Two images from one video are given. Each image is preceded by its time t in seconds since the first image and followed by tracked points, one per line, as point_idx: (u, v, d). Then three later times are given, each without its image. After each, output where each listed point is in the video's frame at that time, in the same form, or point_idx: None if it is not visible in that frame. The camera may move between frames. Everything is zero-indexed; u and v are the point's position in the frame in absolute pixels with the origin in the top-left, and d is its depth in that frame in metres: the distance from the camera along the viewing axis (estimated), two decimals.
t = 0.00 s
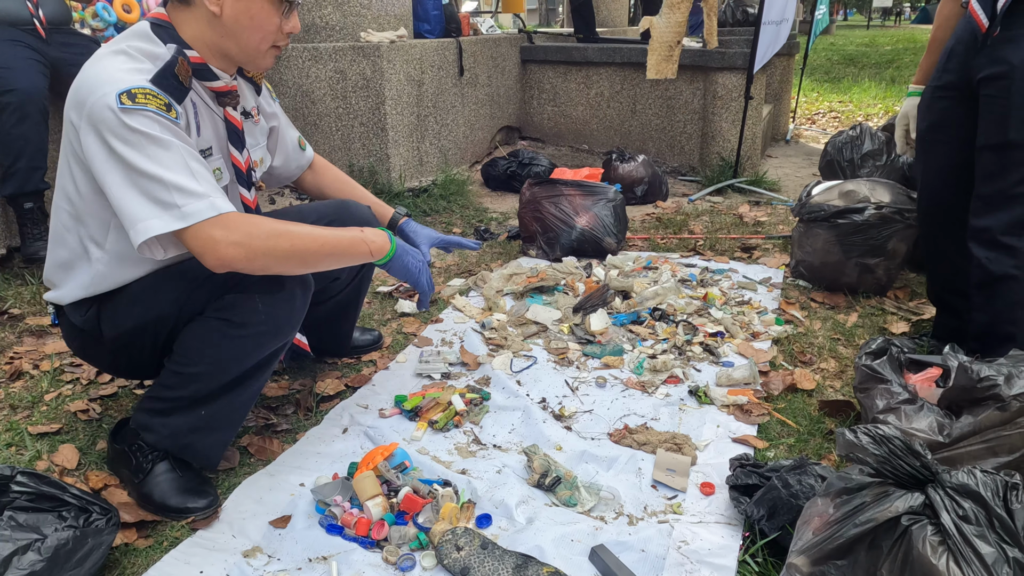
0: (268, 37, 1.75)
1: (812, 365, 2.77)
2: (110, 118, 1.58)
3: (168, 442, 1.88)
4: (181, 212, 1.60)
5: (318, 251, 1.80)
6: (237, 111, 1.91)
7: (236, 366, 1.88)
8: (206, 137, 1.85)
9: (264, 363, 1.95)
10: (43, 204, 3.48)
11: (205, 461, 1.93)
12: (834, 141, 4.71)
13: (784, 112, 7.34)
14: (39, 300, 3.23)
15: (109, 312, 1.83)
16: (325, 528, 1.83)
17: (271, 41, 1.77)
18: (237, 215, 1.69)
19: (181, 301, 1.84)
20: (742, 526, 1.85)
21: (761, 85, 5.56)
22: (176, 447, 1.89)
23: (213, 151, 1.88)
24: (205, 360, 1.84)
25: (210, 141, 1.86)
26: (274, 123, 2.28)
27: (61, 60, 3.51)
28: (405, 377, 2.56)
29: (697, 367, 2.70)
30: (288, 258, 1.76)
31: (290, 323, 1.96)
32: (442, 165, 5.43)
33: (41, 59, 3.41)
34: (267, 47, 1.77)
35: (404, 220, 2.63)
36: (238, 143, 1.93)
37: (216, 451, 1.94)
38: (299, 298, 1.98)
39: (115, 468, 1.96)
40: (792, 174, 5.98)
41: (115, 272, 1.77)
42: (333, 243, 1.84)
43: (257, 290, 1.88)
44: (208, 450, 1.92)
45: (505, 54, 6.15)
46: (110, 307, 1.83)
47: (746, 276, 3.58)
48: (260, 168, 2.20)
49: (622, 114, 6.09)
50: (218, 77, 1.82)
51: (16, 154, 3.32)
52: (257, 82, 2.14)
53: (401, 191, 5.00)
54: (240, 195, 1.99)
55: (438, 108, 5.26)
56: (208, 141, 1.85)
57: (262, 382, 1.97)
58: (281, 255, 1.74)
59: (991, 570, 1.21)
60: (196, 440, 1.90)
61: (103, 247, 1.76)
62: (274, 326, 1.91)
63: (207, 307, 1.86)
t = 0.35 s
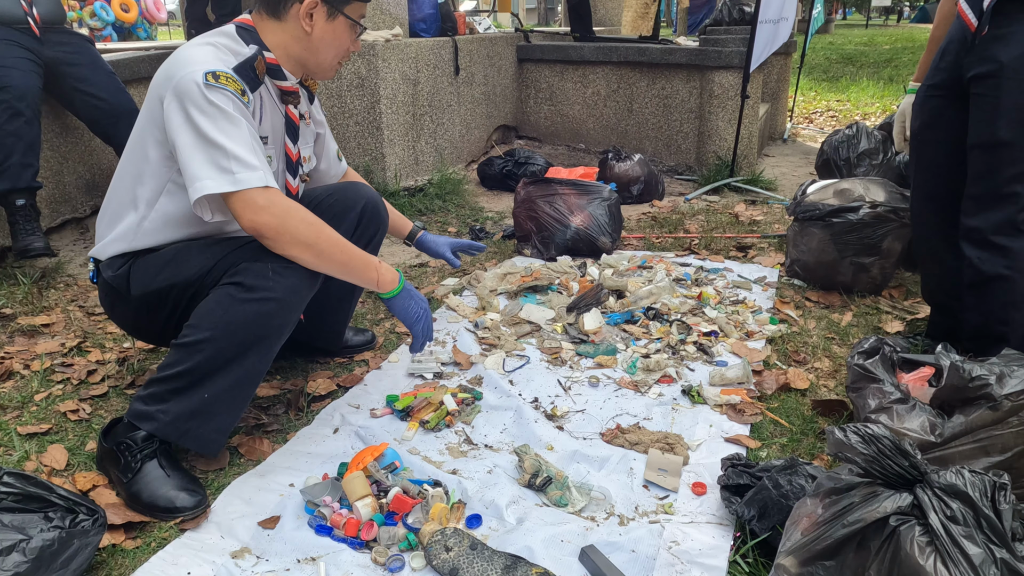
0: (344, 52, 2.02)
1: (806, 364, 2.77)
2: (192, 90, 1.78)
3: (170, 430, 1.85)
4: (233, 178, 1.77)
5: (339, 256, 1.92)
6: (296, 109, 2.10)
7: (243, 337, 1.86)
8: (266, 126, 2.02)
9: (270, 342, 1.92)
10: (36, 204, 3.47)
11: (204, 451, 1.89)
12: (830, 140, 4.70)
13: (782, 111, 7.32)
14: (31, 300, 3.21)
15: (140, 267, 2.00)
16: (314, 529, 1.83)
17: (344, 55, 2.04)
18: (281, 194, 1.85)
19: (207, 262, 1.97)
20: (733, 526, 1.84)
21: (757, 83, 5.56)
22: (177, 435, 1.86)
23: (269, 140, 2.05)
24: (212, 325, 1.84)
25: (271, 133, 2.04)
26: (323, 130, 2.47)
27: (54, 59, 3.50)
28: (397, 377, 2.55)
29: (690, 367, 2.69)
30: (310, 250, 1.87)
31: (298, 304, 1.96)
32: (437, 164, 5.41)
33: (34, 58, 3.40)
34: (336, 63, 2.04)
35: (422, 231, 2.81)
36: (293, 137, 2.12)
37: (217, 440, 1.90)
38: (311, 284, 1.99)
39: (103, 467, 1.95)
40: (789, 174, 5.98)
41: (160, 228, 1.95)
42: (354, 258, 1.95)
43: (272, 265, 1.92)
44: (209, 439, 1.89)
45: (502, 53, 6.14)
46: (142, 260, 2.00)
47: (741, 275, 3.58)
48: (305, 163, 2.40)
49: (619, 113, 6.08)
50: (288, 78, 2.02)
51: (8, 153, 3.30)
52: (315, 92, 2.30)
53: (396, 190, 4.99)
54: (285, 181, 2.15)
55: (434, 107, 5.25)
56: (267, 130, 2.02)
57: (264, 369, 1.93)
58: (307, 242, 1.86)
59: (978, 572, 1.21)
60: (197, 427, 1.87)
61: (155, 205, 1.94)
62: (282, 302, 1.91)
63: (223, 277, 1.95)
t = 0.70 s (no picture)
0: (378, 60, 2.10)
1: (800, 362, 2.75)
2: (229, 68, 1.87)
3: (158, 422, 1.82)
4: (251, 152, 1.83)
5: (333, 246, 1.94)
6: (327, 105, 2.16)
7: (234, 322, 1.84)
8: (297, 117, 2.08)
9: (258, 329, 1.88)
10: (27, 201, 3.44)
11: (192, 444, 1.85)
12: (827, 138, 4.69)
13: (779, 109, 7.31)
14: (21, 298, 3.19)
15: (148, 232, 2.05)
16: (301, 528, 1.81)
17: (377, 63, 2.12)
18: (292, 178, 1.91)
19: (205, 239, 2.00)
20: (725, 525, 1.82)
21: (754, 81, 5.54)
22: (165, 428, 1.82)
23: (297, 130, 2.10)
24: (202, 307, 1.82)
25: (301, 123, 2.10)
26: (352, 133, 2.53)
27: (45, 56, 3.47)
28: (389, 374, 2.53)
29: (684, 365, 2.67)
30: (307, 233, 1.90)
31: (289, 294, 1.94)
32: (433, 162, 5.39)
33: (25, 55, 3.38)
34: (371, 68, 2.12)
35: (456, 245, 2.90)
36: (320, 130, 2.19)
37: (205, 433, 1.86)
38: (303, 276, 1.97)
39: (89, 466, 1.92)
40: (785, 172, 5.96)
41: (177, 195, 2.02)
42: (346, 253, 1.96)
43: (267, 251, 1.92)
44: (197, 431, 1.85)
45: (498, 50, 6.12)
46: (150, 229, 2.05)
47: (736, 273, 3.56)
48: (328, 161, 2.46)
49: (615, 111, 6.06)
50: (323, 75, 2.09)
51: None
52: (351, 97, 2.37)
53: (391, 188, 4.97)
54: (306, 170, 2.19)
55: (429, 104, 5.23)
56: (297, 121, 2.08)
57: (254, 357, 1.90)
58: (304, 224, 1.89)
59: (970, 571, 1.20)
60: (186, 419, 1.84)
61: (176, 173, 2.02)
62: (272, 289, 1.89)
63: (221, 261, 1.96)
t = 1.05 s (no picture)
0: (387, 66, 2.09)
1: (798, 362, 2.73)
2: (234, 63, 1.86)
3: (146, 422, 1.78)
4: (247, 148, 1.80)
5: (324, 246, 1.91)
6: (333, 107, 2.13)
7: (223, 320, 1.80)
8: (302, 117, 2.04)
9: (248, 328, 1.85)
10: (20, 199, 3.42)
11: (181, 443, 1.82)
12: (826, 137, 4.67)
13: (778, 108, 7.29)
14: (13, 298, 3.16)
15: (144, 223, 2.03)
16: (292, 531, 1.79)
17: (386, 69, 2.10)
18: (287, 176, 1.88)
19: (198, 234, 1.98)
20: (721, 528, 1.80)
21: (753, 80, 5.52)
22: (153, 428, 1.78)
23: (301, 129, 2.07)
24: (191, 304, 1.79)
25: (304, 123, 2.06)
26: (359, 137, 2.51)
27: (39, 54, 3.44)
28: (383, 375, 2.51)
29: (681, 365, 2.65)
30: (298, 232, 1.87)
31: (280, 292, 1.91)
32: (430, 161, 5.36)
33: (18, 52, 3.35)
34: (380, 73, 2.11)
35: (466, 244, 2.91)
36: (326, 133, 2.15)
37: (195, 432, 1.83)
38: (293, 276, 1.94)
39: (77, 468, 1.90)
40: (784, 170, 5.94)
41: (174, 187, 2.00)
42: (337, 253, 1.94)
43: (258, 249, 1.89)
44: (185, 430, 1.82)
45: (496, 49, 6.09)
46: (146, 220, 2.03)
47: (734, 272, 3.54)
48: (332, 163, 2.40)
49: (613, 109, 6.04)
50: (331, 77, 2.07)
51: None
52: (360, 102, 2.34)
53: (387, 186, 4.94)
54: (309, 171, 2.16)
55: (426, 103, 5.20)
56: (302, 120, 2.04)
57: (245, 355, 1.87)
58: (296, 223, 1.86)
59: None
60: (175, 419, 1.81)
61: (177, 164, 2.00)
62: (262, 287, 1.86)
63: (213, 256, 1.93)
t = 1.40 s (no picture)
0: (387, 66, 2.06)
1: (798, 361, 2.71)
2: (232, 61, 1.83)
3: (136, 421, 1.75)
4: (244, 146, 1.78)
5: (321, 246, 1.88)
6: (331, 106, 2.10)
7: (217, 318, 1.77)
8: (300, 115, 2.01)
9: (241, 327, 1.82)
10: (13, 197, 3.39)
11: (172, 444, 1.79)
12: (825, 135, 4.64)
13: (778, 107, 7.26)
14: (5, 296, 3.13)
15: (138, 217, 2.00)
16: (283, 532, 1.76)
17: (386, 69, 2.07)
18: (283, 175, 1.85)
19: (191, 231, 1.95)
20: (719, 529, 1.77)
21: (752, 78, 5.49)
22: (143, 427, 1.75)
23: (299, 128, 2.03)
24: (183, 301, 1.76)
25: (302, 122, 2.02)
26: (359, 136, 2.48)
27: (31, 49, 3.41)
28: (378, 374, 2.48)
29: (679, 364, 2.62)
30: (294, 232, 1.84)
31: (274, 291, 1.88)
32: (427, 159, 5.34)
33: (10, 49, 3.32)
34: (380, 73, 2.08)
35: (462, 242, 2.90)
36: (324, 131, 2.11)
37: (186, 433, 1.80)
38: (289, 274, 1.91)
39: (66, 468, 1.87)
40: (784, 169, 5.92)
41: (169, 183, 1.97)
42: (334, 253, 1.90)
43: (253, 246, 1.86)
44: (177, 430, 1.79)
45: (494, 46, 6.07)
46: (139, 215, 2.00)
47: (733, 271, 3.51)
48: (331, 161, 2.37)
49: (612, 107, 6.01)
50: (330, 75, 2.03)
51: None
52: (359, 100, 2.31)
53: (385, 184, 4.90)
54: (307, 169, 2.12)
55: (424, 100, 5.17)
56: (300, 119, 2.01)
57: (238, 355, 1.84)
58: (293, 223, 1.83)
59: None
60: (166, 418, 1.77)
61: (171, 160, 1.97)
62: (256, 285, 1.83)
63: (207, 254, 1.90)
